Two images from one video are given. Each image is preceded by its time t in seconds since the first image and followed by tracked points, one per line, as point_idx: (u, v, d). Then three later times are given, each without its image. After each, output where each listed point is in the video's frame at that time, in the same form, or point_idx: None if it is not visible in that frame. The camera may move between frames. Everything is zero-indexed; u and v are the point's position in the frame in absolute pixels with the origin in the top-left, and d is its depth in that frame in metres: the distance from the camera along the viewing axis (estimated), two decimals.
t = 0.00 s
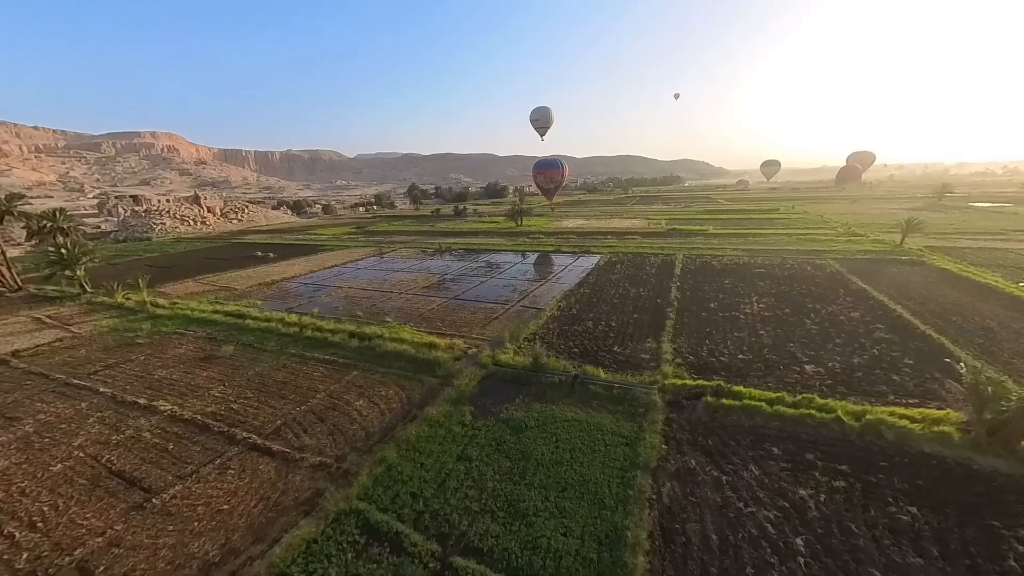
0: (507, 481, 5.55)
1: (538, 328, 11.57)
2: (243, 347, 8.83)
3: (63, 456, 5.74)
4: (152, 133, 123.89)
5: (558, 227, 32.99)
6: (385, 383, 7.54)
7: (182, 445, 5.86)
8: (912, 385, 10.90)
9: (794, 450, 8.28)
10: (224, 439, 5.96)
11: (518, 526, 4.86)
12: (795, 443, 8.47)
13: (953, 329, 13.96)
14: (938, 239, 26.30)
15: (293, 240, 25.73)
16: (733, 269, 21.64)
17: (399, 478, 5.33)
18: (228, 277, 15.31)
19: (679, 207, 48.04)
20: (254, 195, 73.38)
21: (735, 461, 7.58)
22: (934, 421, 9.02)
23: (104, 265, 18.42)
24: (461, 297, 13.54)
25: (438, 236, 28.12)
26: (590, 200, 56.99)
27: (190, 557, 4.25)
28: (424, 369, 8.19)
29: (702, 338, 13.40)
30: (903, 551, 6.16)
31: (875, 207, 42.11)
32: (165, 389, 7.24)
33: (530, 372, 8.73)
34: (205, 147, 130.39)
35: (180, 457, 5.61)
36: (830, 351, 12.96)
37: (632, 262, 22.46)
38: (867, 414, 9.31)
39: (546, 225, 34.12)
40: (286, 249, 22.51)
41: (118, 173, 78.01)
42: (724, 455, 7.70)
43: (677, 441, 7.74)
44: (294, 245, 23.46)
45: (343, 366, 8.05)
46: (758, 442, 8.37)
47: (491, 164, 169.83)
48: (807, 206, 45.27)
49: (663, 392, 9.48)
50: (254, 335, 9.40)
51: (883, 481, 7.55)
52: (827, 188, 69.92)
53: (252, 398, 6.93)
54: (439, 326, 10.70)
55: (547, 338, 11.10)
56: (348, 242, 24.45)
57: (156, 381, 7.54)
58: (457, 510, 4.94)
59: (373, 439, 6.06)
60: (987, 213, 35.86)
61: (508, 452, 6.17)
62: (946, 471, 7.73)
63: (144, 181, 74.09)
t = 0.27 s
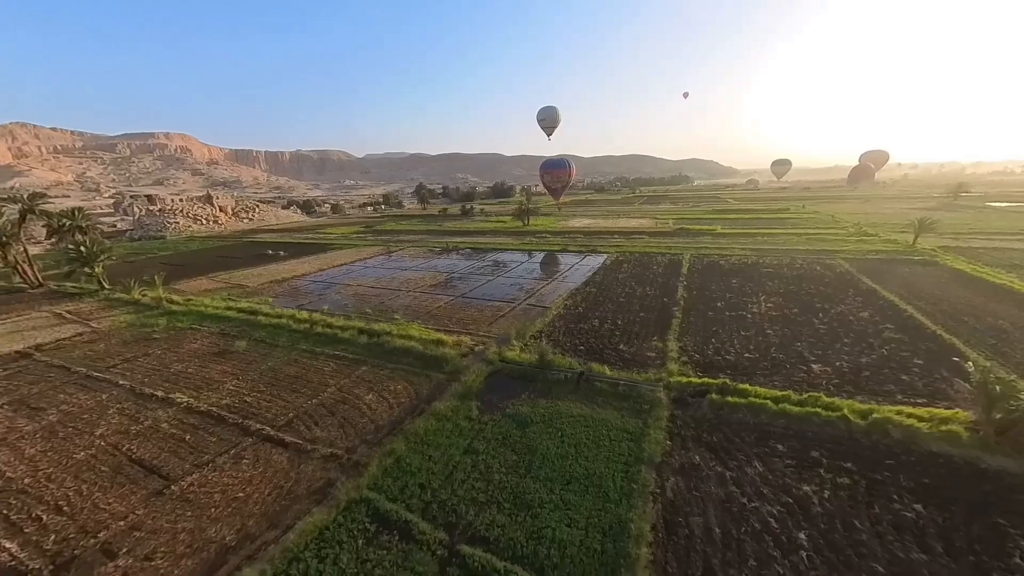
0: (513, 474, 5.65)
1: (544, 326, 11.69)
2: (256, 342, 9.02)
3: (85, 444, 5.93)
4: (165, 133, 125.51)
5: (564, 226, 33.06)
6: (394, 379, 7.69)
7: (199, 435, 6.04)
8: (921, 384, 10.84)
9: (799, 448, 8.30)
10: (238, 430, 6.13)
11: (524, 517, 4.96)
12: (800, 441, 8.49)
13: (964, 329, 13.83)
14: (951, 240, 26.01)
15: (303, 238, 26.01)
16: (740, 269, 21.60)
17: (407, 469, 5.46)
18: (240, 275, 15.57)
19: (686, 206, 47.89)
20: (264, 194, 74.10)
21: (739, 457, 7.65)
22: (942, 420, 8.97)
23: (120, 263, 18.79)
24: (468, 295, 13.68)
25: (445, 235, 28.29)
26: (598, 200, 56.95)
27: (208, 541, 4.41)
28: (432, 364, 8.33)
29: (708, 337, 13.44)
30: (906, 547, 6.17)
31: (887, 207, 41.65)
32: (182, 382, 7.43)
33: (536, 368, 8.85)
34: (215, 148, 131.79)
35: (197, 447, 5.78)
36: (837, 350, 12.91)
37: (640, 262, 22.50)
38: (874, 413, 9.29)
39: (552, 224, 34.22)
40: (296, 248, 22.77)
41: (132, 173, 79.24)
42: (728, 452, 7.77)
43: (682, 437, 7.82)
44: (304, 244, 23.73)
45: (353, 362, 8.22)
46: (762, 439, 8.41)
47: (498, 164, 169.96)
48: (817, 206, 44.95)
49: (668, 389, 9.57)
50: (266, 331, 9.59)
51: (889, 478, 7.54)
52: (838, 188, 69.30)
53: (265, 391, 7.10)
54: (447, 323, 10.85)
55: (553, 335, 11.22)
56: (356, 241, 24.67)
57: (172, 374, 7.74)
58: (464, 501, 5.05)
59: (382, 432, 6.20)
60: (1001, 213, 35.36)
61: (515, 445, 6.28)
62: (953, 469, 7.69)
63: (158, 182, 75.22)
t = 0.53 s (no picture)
0: (519, 467, 5.76)
1: (550, 324, 11.79)
2: (268, 338, 9.20)
3: (106, 433, 6.12)
4: (177, 133, 127.03)
5: (570, 225, 33.09)
6: (402, 374, 7.82)
7: (214, 427, 6.20)
8: (930, 385, 10.72)
9: (805, 446, 8.27)
10: (252, 422, 6.28)
11: (530, 508, 5.07)
12: (805, 439, 8.47)
13: (976, 329, 13.66)
14: (965, 240, 25.67)
15: (312, 237, 26.27)
16: (748, 268, 21.52)
17: (416, 461, 5.59)
18: (252, 273, 15.82)
19: (694, 206, 47.63)
20: (274, 194, 74.81)
21: (745, 454, 7.70)
22: (951, 420, 8.88)
23: (135, 261, 19.15)
24: (476, 293, 13.82)
25: (453, 235, 28.41)
26: (605, 199, 56.87)
27: (225, 527, 4.56)
28: (439, 360, 8.46)
29: (715, 336, 13.46)
30: (910, 543, 6.17)
31: (899, 207, 41.14)
32: (197, 376, 7.61)
33: (542, 365, 8.96)
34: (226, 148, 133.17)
35: (213, 438, 5.94)
36: (846, 349, 12.82)
37: (647, 261, 22.48)
38: (881, 412, 9.24)
39: (558, 223, 34.26)
40: (305, 246, 23.00)
41: (145, 173, 80.46)
42: (733, 448, 7.82)
43: (687, 433, 7.88)
44: (314, 243, 23.98)
45: (363, 357, 8.37)
46: (768, 436, 8.43)
47: (506, 164, 170.00)
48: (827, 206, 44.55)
49: (674, 387, 9.64)
50: (277, 327, 9.77)
51: (895, 477, 7.50)
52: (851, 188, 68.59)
53: (277, 385, 7.26)
54: (454, 321, 10.97)
55: (559, 333, 11.31)
56: (364, 240, 24.88)
57: (188, 368, 7.92)
58: (471, 492, 5.17)
59: (392, 425, 6.33)
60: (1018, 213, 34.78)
61: (521, 440, 6.39)
62: (961, 469, 7.61)
63: (171, 182, 76.30)
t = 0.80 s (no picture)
0: (526, 460, 5.87)
1: (557, 322, 11.87)
2: (279, 334, 9.38)
3: (128, 424, 6.34)
4: (190, 134, 128.77)
5: (578, 225, 33.09)
6: (410, 370, 7.94)
7: (229, 418, 6.38)
8: (941, 385, 10.50)
9: (810, 443, 8.16)
10: (265, 414, 6.45)
11: (535, 500, 5.17)
12: (810, 435, 8.38)
13: (989, 329, 13.38)
14: (982, 240, 25.16)
15: (322, 236, 26.55)
16: (757, 268, 21.40)
17: (424, 454, 5.71)
18: (264, 271, 16.08)
19: (703, 206, 47.32)
20: (286, 194, 75.67)
21: (749, 450, 7.76)
22: (960, 420, 8.58)
23: (151, 258, 19.56)
24: (483, 292, 13.92)
25: (461, 234, 28.50)
26: (614, 199, 56.74)
27: (241, 513, 4.75)
28: (447, 357, 8.58)
29: (722, 335, 13.46)
30: (915, 540, 6.04)
31: (914, 207, 40.44)
32: (212, 370, 7.81)
33: (548, 362, 9.06)
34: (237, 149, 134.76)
35: (228, 429, 6.13)
36: (854, 348, 12.66)
37: (655, 261, 22.50)
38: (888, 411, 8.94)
39: (566, 223, 34.29)
40: (314, 245, 23.22)
41: (160, 173, 81.69)
42: (738, 445, 7.87)
43: (692, 430, 7.95)
44: (324, 241, 24.24)
45: (371, 353, 8.51)
46: (773, 433, 8.40)
47: (513, 163, 169.95)
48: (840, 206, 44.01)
49: (679, 384, 9.70)
50: (289, 323, 9.96)
51: (901, 474, 7.33)
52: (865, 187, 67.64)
53: (289, 379, 7.43)
54: (462, 319, 11.08)
55: (566, 332, 11.39)
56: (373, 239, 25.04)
57: (202, 362, 8.13)
58: (478, 484, 5.28)
59: (400, 419, 6.46)
60: None
61: (528, 434, 6.49)
62: (970, 468, 7.38)
63: (185, 182, 77.40)
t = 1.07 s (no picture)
0: (532, 454, 5.97)
1: (564, 321, 11.95)
2: (290, 330, 9.55)
3: (147, 415, 6.53)
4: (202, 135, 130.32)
5: (585, 224, 33.11)
6: (419, 366, 8.06)
7: (244, 410, 6.55)
8: (951, 385, 10.42)
9: (817, 440, 8.16)
10: (278, 407, 6.60)
11: (542, 492, 5.27)
12: (817, 433, 8.39)
13: (1002, 329, 13.23)
14: (998, 241, 24.81)
15: (331, 235, 26.80)
16: (766, 268, 21.32)
17: (433, 446, 5.83)
18: (275, 269, 16.30)
19: (712, 206, 47.11)
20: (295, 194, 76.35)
21: (754, 447, 7.80)
22: (970, 420, 8.50)
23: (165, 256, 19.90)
24: (491, 290, 14.02)
25: (469, 233, 28.62)
26: (622, 199, 56.62)
27: (257, 501, 4.90)
28: (454, 354, 8.70)
29: (729, 334, 13.48)
30: (921, 536, 6.04)
31: (929, 207, 39.95)
32: (227, 364, 7.99)
33: (555, 359, 9.16)
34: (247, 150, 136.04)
35: (244, 420, 6.29)
36: (863, 348, 12.61)
37: (662, 260, 22.49)
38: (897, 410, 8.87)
39: (573, 223, 34.32)
40: (324, 244, 23.45)
41: (174, 173, 82.77)
42: (743, 442, 7.92)
43: (698, 426, 8.00)
44: (334, 240, 24.48)
45: (380, 349, 8.65)
46: (779, 431, 8.42)
47: (521, 163, 169.96)
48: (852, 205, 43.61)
49: (685, 382, 9.76)
50: (300, 319, 10.14)
51: (909, 472, 7.30)
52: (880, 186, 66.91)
53: (301, 374, 7.58)
54: (469, 316, 11.21)
55: (573, 330, 11.47)
56: (381, 238, 25.22)
57: (217, 356, 8.31)
58: (486, 476, 5.39)
59: (409, 413, 6.58)
60: None
61: (534, 429, 6.58)
62: (979, 467, 7.32)
63: (198, 182, 78.33)
